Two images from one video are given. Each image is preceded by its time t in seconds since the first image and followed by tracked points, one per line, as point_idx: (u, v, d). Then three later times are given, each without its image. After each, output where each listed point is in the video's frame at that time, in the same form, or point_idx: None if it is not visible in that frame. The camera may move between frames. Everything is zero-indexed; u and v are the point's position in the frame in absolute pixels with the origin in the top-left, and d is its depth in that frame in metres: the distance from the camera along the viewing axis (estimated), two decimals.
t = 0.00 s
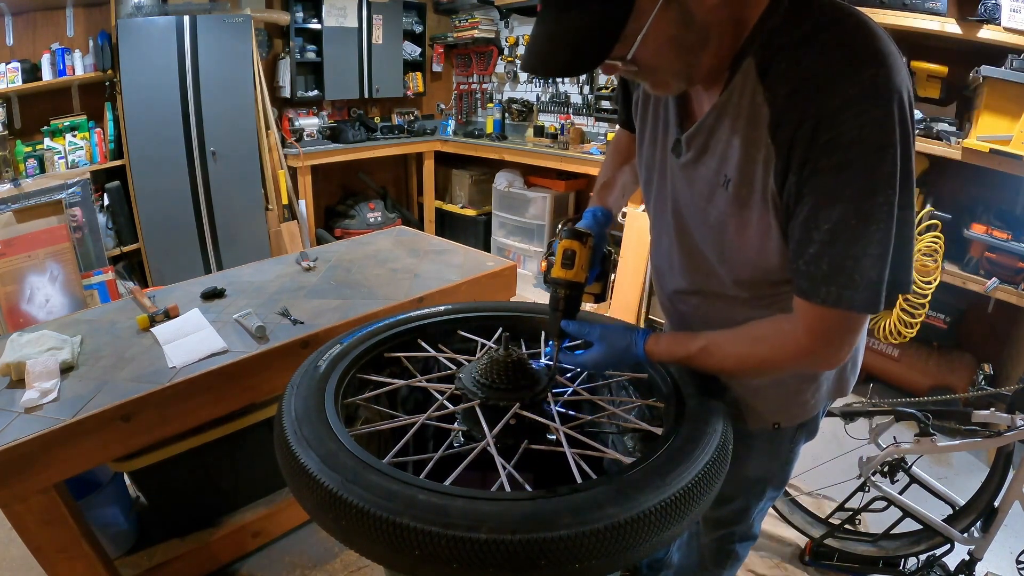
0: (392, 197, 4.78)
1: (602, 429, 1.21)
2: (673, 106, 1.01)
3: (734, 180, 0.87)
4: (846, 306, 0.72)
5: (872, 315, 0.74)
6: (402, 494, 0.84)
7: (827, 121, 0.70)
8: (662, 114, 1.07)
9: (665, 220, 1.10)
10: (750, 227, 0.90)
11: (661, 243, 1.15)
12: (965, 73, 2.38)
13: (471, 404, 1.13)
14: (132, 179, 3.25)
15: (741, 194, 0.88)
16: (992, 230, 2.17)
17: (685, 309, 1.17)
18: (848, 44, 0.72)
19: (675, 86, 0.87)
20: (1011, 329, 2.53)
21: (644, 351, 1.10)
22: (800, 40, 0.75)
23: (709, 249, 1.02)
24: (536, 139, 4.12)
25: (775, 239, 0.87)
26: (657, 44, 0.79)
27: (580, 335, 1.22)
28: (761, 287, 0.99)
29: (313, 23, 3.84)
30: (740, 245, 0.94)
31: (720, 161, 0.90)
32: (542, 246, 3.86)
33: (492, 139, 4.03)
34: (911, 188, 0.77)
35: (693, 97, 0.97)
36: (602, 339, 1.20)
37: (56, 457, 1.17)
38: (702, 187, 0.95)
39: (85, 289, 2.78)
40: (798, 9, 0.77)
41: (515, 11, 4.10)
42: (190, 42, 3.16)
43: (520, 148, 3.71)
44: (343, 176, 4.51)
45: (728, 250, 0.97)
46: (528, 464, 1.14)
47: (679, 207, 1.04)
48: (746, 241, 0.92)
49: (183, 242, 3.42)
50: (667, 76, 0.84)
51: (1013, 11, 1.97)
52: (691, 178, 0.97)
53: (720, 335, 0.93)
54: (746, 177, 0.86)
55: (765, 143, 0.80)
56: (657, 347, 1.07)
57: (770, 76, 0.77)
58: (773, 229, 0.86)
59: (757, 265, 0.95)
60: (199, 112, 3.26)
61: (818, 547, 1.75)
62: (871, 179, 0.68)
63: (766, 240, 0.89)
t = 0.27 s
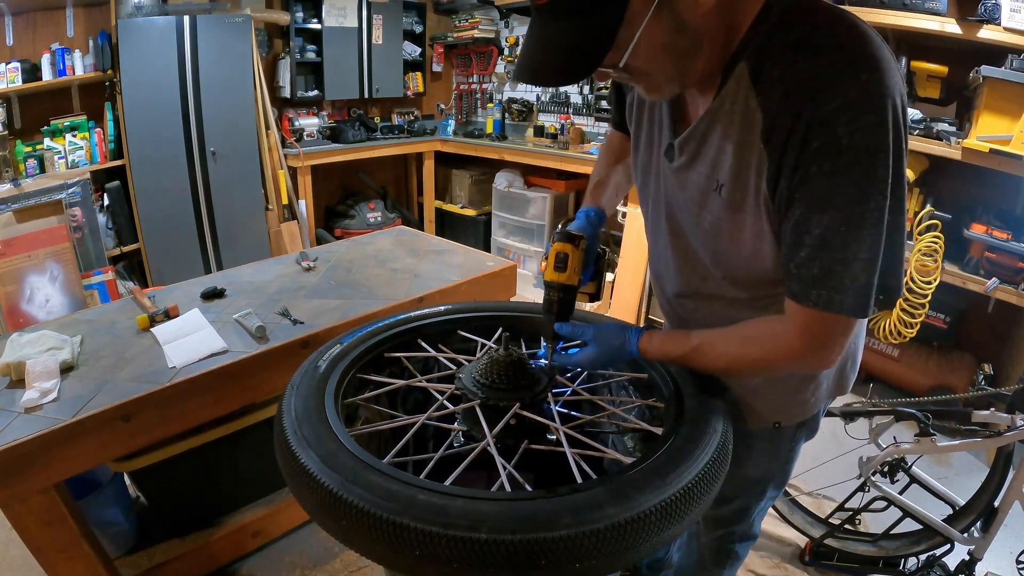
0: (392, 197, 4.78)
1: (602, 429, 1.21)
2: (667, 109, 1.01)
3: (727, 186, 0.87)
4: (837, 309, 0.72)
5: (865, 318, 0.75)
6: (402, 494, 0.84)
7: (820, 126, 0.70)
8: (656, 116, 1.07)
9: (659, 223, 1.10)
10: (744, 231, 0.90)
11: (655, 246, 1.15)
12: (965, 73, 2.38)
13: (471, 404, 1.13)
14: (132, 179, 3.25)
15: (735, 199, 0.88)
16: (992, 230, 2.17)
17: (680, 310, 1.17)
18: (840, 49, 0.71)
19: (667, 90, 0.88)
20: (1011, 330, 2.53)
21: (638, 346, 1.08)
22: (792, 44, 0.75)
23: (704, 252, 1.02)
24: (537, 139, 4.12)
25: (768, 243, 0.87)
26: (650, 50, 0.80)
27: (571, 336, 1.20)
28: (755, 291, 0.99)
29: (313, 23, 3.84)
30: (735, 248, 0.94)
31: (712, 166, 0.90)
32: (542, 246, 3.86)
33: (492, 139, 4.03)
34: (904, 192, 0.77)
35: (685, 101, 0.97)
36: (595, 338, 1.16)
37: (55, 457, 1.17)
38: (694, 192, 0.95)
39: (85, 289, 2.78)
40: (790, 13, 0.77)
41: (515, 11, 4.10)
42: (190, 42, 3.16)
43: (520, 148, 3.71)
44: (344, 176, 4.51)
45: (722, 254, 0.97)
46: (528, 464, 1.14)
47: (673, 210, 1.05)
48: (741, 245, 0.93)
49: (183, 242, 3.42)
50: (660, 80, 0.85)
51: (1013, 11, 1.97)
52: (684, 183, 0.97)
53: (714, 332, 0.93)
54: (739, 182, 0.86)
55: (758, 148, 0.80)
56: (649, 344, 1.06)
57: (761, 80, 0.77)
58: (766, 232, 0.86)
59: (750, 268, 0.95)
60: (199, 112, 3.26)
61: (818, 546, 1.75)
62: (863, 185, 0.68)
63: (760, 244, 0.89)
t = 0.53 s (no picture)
0: (392, 196, 4.78)
1: (602, 429, 1.21)
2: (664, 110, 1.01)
3: (726, 188, 0.88)
4: (835, 310, 0.72)
5: (863, 319, 0.75)
6: (402, 494, 0.84)
7: (819, 129, 0.71)
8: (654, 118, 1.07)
9: (657, 224, 1.10)
10: (743, 233, 0.90)
11: (654, 246, 1.15)
12: (965, 73, 2.38)
13: (470, 404, 1.13)
14: (132, 179, 3.25)
15: (734, 201, 0.88)
16: (992, 230, 2.17)
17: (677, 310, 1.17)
18: (838, 52, 0.72)
19: (666, 94, 0.88)
20: (1011, 330, 2.53)
21: (637, 345, 1.07)
22: (790, 48, 0.75)
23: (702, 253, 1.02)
24: (537, 138, 4.12)
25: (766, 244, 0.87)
26: (650, 56, 0.79)
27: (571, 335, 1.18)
28: (753, 291, 0.99)
29: (313, 23, 3.84)
30: (733, 249, 0.94)
31: (711, 168, 0.90)
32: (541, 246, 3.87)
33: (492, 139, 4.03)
34: (901, 192, 0.78)
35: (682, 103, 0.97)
36: (595, 339, 1.13)
37: (55, 457, 1.17)
38: (693, 194, 0.95)
39: (85, 289, 2.78)
40: (788, 16, 0.77)
41: (515, 11, 4.10)
42: (190, 42, 3.16)
43: (520, 148, 3.71)
44: (344, 176, 4.51)
45: (721, 255, 0.97)
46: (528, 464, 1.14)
47: (671, 211, 1.05)
48: (739, 246, 0.93)
49: (183, 242, 3.42)
50: (659, 84, 0.84)
51: (1013, 11, 1.97)
52: (682, 185, 0.97)
53: (713, 331, 0.93)
54: (738, 184, 0.86)
55: (756, 151, 0.81)
56: (649, 344, 1.06)
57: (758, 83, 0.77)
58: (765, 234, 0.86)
59: (749, 269, 0.95)
60: (199, 112, 3.26)
61: (818, 546, 1.75)
62: (862, 187, 0.69)
63: (759, 245, 0.89)
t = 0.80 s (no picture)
0: (392, 196, 4.78)
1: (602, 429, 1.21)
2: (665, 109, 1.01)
3: (727, 187, 0.88)
4: (835, 309, 0.72)
5: (863, 318, 0.75)
6: (403, 494, 0.84)
7: (822, 130, 0.71)
8: (655, 116, 1.07)
9: (658, 223, 1.10)
10: (744, 232, 0.91)
11: (654, 245, 1.15)
12: (965, 73, 2.39)
13: (471, 404, 1.13)
14: (132, 179, 3.25)
15: (734, 200, 0.88)
16: (992, 230, 2.17)
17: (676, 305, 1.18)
18: (840, 52, 0.72)
19: (667, 93, 0.87)
20: (1011, 330, 2.53)
21: (636, 342, 1.07)
22: (792, 49, 0.75)
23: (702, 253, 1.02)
24: (537, 139, 4.12)
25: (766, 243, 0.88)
26: (653, 56, 0.79)
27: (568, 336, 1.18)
28: (753, 291, 0.99)
29: (313, 23, 3.84)
30: (733, 248, 0.94)
31: (712, 167, 0.90)
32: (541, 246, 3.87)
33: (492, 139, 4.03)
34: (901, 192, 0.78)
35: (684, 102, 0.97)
36: (594, 337, 1.15)
37: (55, 457, 1.17)
38: (693, 193, 0.95)
39: (85, 289, 2.78)
40: (792, 15, 0.77)
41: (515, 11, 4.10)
42: (190, 42, 3.16)
43: (520, 148, 3.71)
44: (344, 176, 4.51)
45: (721, 254, 0.98)
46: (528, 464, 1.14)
47: (672, 209, 1.05)
48: (739, 245, 0.93)
49: (182, 242, 3.42)
50: (662, 84, 0.84)
51: (1013, 11, 1.97)
52: (683, 183, 0.97)
53: (713, 328, 0.93)
54: (739, 184, 0.86)
55: (758, 151, 0.81)
56: (648, 341, 1.05)
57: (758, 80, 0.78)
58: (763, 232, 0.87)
59: (748, 268, 0.95)
60: (199, 112, 3.26)
61: (818, 546, 1.75)
62: (862, 187, 0.69)
63: (759, 244, 0.89)
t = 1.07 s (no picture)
0: (392, 196, 4.78)
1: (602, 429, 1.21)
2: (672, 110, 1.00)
3: (734, 188, 0.87)
4: (844, 313, 0.72)
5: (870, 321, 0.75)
6: (403, 495, 0.84)
7: (832, 133, 0.70)
8: (659, 116, 1.07)
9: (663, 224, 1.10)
10: (750, 233, 0.90)
11: (659, 245, 1.15)
12: (965, 73, 2.39)
13: (470, 405, 1.13)
14: (132, 179, 3.25)
15: (741, 201, 0.88)
16: (992, 230, 2.17)
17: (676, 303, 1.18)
18: (849, 56, 0.72)
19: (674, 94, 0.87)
20: (1011, 330, 2.53)
21: (648, 333, 1.05)
22: (800, 52, 0.75)
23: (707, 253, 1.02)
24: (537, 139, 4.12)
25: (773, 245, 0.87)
26: (664, 57, 0.78)
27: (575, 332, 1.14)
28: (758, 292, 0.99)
29: (313, 23, 3.84)
30: (739, 248, 0.94)
31: (719, 168, 0.89)
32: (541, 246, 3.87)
33: (492, 139, 4.03)
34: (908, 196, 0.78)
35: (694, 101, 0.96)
36: (605, 324, 1.11)
37: (55, 457, 1.17)
38: (699, 194, 0.95)
39: (85, 289, 2.78)
40: (799, 19, 0.77)
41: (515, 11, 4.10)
42: (190, 42, 3.16)
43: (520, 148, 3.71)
44: (344, 176, 4.52)
45: (727, 254, 0.97)
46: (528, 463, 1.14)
47: (677, 209, 1.05)
48: (745, 246, 0.93)
49: (182, 242, 3.42)
50: (669, 85, 0.84)
51: (1013, 11, 1.97)
52: (689, 183, 0.97)
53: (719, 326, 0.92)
54: (745, 185, 0.86)
55: (766, 153, 0.80)
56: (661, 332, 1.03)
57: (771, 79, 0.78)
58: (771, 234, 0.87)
59: (752, 268, 0.95)
60: (199, 112, 3.26)
61: (818, 547, 1.75)
62: (872, 190, 0.69)
63: (765, 245, 0.89)
